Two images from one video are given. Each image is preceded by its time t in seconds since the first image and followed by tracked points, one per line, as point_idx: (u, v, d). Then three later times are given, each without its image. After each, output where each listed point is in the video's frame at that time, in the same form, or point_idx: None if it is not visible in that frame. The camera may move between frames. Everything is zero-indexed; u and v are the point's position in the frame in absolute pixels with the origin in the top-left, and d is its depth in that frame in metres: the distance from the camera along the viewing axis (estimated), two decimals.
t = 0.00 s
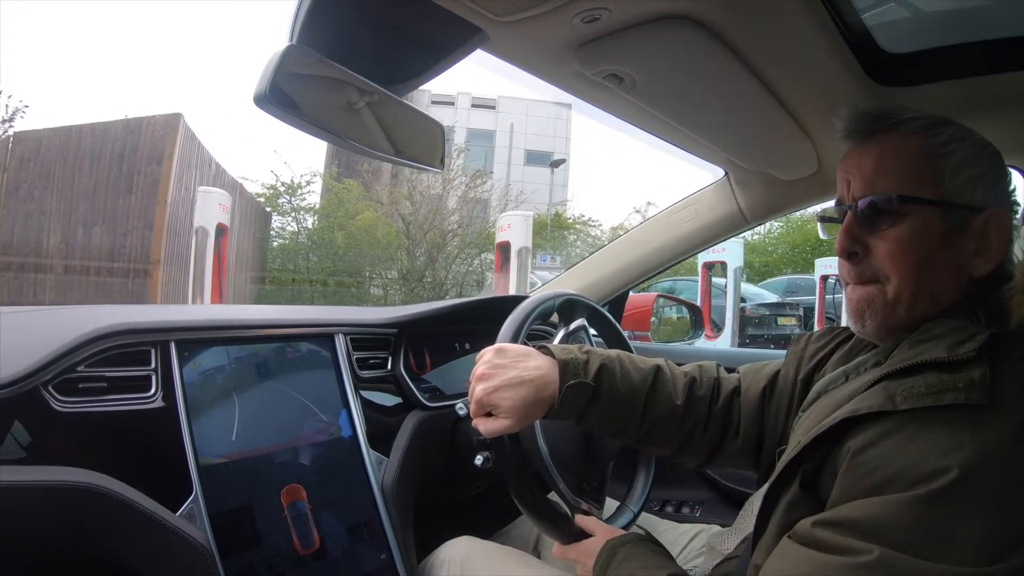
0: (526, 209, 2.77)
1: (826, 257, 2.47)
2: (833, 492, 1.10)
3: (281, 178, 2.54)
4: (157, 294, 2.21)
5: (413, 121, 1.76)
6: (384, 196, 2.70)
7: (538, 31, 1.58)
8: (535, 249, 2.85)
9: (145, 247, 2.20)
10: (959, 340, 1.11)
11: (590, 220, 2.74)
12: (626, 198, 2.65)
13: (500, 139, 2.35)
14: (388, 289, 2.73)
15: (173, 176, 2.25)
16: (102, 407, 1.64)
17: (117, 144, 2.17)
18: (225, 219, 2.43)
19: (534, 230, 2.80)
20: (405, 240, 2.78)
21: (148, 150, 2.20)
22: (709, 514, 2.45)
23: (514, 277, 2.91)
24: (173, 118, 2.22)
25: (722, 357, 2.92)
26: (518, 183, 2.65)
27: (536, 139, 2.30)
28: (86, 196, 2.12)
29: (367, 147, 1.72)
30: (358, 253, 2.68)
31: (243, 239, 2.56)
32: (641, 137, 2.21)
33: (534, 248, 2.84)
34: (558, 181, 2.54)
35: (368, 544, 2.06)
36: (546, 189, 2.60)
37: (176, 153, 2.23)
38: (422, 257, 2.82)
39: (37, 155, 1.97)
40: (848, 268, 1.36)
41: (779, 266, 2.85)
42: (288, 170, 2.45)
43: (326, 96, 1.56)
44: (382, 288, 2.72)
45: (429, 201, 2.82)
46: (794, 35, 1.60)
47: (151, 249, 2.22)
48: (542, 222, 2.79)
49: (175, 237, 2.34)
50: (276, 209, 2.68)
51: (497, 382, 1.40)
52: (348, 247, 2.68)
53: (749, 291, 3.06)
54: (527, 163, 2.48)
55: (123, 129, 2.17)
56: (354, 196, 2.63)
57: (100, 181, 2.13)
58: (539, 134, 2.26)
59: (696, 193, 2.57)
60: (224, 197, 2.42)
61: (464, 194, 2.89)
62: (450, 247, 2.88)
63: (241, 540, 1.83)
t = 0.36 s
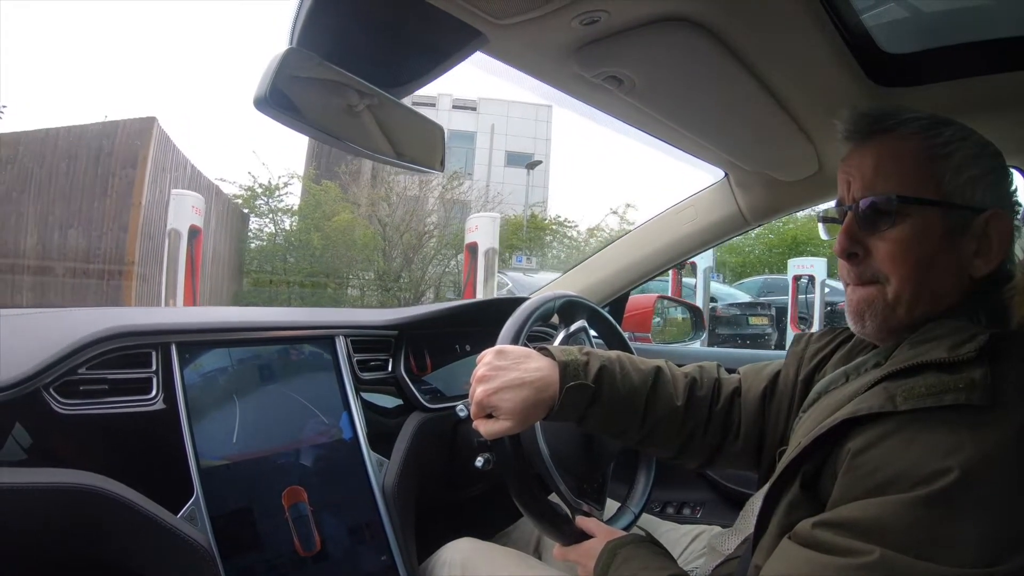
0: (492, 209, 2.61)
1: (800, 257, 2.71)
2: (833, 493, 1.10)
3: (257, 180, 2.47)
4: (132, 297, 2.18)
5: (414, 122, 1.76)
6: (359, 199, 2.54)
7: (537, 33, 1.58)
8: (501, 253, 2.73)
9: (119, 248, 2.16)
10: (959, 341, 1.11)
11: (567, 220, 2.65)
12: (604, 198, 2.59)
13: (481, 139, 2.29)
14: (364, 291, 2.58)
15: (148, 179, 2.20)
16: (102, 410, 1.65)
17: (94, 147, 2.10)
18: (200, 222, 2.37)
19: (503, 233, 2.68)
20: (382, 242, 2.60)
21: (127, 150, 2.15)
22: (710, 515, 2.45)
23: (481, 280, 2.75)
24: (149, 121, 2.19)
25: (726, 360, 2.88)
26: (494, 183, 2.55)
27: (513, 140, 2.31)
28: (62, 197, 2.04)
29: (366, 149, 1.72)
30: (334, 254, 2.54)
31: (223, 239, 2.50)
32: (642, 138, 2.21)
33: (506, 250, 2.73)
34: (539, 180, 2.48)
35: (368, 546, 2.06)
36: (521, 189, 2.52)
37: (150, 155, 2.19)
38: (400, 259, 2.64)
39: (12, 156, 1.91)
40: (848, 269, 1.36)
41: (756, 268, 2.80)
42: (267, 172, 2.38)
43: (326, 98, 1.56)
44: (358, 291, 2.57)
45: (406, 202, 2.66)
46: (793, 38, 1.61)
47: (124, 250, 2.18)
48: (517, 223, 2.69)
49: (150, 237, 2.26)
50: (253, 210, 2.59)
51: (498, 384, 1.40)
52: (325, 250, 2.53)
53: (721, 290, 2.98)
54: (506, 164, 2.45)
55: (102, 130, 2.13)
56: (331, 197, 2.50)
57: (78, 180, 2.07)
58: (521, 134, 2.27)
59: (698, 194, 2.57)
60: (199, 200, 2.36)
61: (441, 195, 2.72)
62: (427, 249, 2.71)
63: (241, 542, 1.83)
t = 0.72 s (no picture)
0: (461, 210, 2.65)
1: (775, 258, 2.68)
2: (834, 493, 1.10)
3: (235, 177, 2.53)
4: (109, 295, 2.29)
5: (414, 124, 1.76)
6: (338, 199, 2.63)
7: (538, 34, 1.58)
8: (472, 252, 2.76)
9: (95, 247, 2.25)
10: (959, 341, 1.11)
11: (545, 220, 2.67)
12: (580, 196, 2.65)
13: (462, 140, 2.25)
14: (343, 291, 2.66)
15: (123, 179, 2.28)
16: (103, 410, 1.65)
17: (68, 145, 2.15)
18: (174, 221, 2.52)
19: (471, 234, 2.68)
20: (360, 242, 2.66)
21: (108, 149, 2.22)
22: (710, 516, 2.45)
23: (452, 279, 2.80)
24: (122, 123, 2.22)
25: (726, 361, 2.88)
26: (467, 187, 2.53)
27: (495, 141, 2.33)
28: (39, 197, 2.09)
29: (365, 149, 1.73)
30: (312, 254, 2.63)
31: (198, 239, 2.67)
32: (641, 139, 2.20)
33: (480, 250, 2.77)
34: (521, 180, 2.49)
35: (368, 547, 2.06)
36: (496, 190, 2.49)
37: (125, 156, 2.26)
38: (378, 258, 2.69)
39: None
40: (846, 270, 1.37)
41: (727, 270, 2.78)
42: (245, 172, 2.53)
43: (326, 99, 1.56)
44: (337, 290, 2.66)
45: (384, 202, 2.72)
46: (794, 39, 1.61)
47: (101, 249, 2.28)
48: (495, 224, 2.71)
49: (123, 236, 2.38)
50: (231, 210, 2.73)
51: (498, 385, 1.40)
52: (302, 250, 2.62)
53: (693, 291, 2.90)
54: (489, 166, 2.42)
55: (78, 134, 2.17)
56: (310, 197, 2.58)
57: (54, 181, 2.11)
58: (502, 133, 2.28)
59: (698, 195, 2.57)
60: (171, 199, 2.49)
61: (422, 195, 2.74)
62: (406, 248, 2.75)
63: (241, 542, 1.83)
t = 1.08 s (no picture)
0: (436, 211, 2.69)
1: (751, 257, 2.74)
2: (832, 495, 1.10)
3: (215, 179, 2.60)
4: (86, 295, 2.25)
5: (413, 125, 1.77)
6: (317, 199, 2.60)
7: (536, 36, 1.58)
8: (447, 252, 2.77)
9: (72, 248, 2.22)
10: (958, 343, 1.11)
11: (523, 220, 2.71)
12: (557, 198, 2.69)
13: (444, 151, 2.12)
14: (321, 290, 2.65)
15: (100, 183, 2.23)
16: (103, 412, 1.65)
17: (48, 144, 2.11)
18: (150, 222, 2.44)
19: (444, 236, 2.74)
20: (338, 242, 2.66)
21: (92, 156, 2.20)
22: (710, 517, 2.45)
23: (423, 282, 2.75)
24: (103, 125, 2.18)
25: (726, 362, 2.88)
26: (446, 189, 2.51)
27: (478, 142, 2.27)
28: (16, 199, 2.06)
29: (365, 152, 1.72)
30: (291, 255, 2.63)
31: (176, 241, 2.59)
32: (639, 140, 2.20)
33: (457, 250, 2.78)
34: (502, 181, 2.51)
35: (368, 549, 2.06)
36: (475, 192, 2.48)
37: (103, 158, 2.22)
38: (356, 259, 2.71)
39: None
40: (844, 273, 1.37)
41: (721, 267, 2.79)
42: (225, 172, 2.47)
43: (326, 101, 1.56)
44: (317, 290, 2.65)
45: (362, 202, 2.67)
46: (793, 40, 1.61)
47: (77, 249, 2.24)
48: (472, 225, 2.73)
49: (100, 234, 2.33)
50: (211, 211, 2.69)
51: (497, 386, 1.40)
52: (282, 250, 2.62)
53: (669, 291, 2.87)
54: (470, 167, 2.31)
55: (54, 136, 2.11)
56: (288, 198, 2.56)
57: (37, 181, 2.10)
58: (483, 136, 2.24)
59: (697, 196, 2.58)
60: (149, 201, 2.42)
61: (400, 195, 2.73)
62: (384, 249, 2.77)
63: (240, 543, 1.83)
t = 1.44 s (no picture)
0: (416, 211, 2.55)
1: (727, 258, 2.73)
2: (833, 496, 1.10)
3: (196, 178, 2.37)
4: (65, 299, 2.04)
5: (414, 127, 1.77)
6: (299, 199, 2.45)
7: (536, 37, 1.59)
8: (427, 252, 2.62)
9: (52, 248, 1.96)
10: (959, 345, 1.11)
11: (504, 222, 2.60)
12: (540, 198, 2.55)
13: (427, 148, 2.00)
14: (302, 291, 2.54)
15: (81, 184, 2.01)
16: (105, 413, 1.65)
17: None
18: (131, 223, 2.17)
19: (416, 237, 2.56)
20: (319, 242, 2.48)
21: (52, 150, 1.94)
22: (711, 518, 2.45)
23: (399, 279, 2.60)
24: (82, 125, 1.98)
25: (727, 362, 2.89)
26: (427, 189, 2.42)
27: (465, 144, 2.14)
28: None
29: (366, 153, 1.72)
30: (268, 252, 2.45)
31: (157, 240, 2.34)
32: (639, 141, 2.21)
33: (438, 251, 2.63)
34: (487, 182, 2.39)
35: (369, 551, 2.06)
36: (457, 192, 2.37)
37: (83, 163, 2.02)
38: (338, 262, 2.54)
39: None
40: (838, 276, 1.37)
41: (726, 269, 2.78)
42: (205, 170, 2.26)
43: (328, 103, 1.56)
44: (297, 292, 2.54)
45: (345, 202, 2.52)
46: (793, 43, 1.62)
47: (58, 248, 1.97)
48: (454, 225, 2.59)
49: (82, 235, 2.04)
50: (193, 211, 2.44)
51: (498, 382, 1.40)
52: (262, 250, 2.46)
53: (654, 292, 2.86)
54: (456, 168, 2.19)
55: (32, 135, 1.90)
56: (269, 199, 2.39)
57: None
58: (466, 139, 2.10)
59: (698, 197, 2.58)
60: (129, 199, 2.14)
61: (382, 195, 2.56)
62: (366, 249, 2.56)
63: (241, 544, 1.84)
